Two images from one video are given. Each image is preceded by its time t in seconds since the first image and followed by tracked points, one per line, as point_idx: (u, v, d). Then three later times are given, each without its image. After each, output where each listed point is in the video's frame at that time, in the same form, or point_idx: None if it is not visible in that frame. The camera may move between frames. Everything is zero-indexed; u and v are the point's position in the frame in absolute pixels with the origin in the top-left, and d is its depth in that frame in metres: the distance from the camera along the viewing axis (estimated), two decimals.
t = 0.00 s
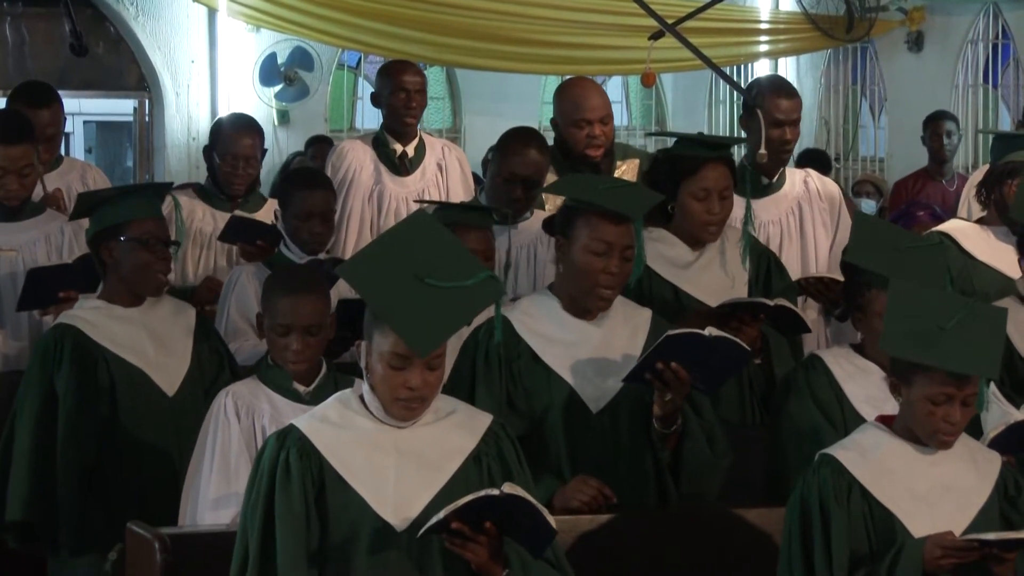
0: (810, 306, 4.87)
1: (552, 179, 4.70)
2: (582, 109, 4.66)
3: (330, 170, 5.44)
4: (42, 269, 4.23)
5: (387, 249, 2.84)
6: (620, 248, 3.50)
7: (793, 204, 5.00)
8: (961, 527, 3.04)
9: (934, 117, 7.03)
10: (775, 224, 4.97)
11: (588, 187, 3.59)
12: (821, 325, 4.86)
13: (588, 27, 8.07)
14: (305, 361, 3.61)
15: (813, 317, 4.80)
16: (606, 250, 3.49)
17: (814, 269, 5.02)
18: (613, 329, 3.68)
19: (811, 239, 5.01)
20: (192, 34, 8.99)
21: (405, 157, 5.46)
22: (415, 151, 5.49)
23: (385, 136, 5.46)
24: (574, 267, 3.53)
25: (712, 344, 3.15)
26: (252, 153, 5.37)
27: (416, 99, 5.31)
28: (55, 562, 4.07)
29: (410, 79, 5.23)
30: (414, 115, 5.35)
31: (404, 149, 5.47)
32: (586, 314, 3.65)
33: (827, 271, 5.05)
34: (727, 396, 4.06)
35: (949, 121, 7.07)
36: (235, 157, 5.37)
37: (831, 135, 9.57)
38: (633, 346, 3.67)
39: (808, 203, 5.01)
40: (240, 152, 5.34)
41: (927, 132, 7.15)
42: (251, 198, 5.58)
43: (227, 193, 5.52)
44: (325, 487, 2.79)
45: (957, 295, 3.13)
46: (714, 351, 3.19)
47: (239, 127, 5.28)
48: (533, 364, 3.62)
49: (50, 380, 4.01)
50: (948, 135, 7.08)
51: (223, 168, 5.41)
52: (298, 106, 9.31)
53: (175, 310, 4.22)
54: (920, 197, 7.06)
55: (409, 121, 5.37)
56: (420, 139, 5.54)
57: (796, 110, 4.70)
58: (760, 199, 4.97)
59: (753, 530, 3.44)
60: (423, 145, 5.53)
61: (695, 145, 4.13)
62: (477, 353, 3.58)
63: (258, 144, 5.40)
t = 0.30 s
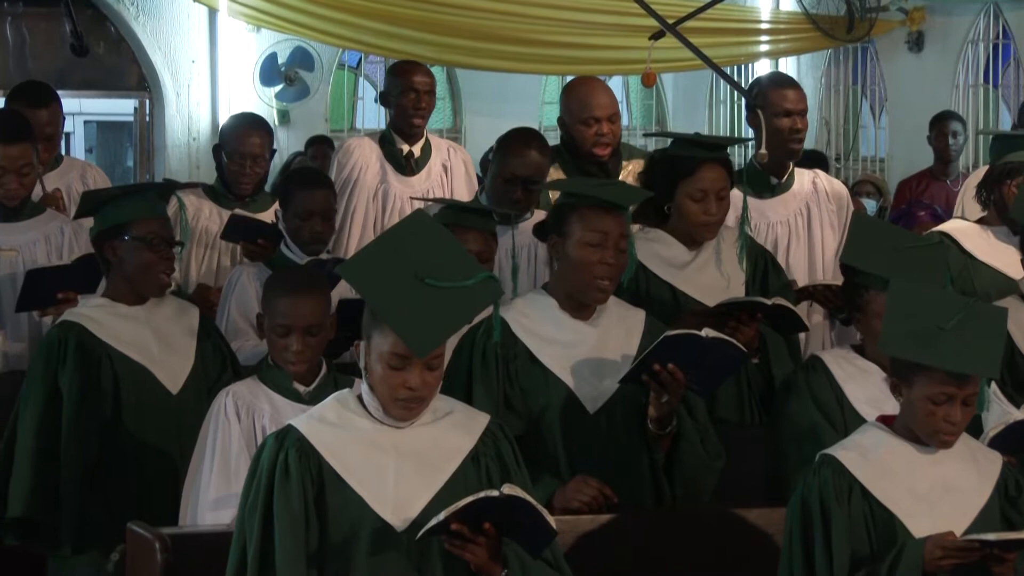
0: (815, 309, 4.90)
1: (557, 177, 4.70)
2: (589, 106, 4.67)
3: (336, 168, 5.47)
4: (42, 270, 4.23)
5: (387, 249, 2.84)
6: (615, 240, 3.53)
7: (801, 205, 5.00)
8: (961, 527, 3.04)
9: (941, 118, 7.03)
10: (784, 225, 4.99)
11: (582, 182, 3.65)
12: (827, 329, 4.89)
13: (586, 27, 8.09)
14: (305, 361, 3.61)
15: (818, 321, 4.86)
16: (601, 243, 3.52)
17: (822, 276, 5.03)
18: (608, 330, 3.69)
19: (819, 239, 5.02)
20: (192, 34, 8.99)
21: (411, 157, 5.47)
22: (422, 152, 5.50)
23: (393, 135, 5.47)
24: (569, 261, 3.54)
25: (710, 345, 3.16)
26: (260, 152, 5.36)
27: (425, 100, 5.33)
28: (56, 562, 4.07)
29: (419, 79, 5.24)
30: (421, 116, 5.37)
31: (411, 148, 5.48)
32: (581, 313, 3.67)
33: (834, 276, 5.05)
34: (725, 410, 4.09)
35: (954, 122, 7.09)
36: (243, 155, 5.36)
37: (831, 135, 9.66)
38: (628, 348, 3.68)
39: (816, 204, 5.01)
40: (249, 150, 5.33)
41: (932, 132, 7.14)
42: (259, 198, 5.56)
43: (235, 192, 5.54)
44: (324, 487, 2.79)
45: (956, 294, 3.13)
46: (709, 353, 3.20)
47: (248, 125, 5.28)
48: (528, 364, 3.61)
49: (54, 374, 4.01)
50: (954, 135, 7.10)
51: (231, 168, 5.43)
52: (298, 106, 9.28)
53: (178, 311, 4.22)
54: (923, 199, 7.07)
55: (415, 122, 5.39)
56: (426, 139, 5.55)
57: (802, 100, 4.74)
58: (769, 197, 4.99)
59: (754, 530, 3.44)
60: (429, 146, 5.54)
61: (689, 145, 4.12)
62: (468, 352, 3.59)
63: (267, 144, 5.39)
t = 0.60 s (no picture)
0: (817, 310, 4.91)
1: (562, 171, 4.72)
2: (600, 105, 4.72)
3: (342, 167, 5.50)
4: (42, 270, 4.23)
5: (382, 249, 2.83)
6: (599, 229, 3.57)
7: (804, 206, 5.00)
8: (961, 529, 3.04)
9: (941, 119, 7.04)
10: (786, 226, 4.97)
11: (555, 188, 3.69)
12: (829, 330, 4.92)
13: (581, 27, 8.10)
14: (306, 362, 3.61)
15: (821, 321, 4.88)
16: (586, 234, 3.56)
17: (824, 278, 5.02)
18: (602, 333, 3.66)
19: (821, 240, 5.01)
20: (192, 36, 8.99)
21: (416, 160, 5.47)
22: (426, 155, 5.50)
23: (399, 139, 5.46)
24: (557, 258, 3.56)
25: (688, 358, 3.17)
26: (266, 152, 5.40)
27: (431, 104, 5.31)
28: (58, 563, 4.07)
29: (425, 82, 5.22)
30: (427, 122, 5.35)
31: (416, 151, 5.48)
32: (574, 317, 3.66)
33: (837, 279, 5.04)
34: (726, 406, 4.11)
35: (955, 123, 7.11)
36: (249, 155, 5.38)
37: (831, 136, 9.57)
38: (618, 357, 3.64)
39: (818, 205, 5.02)
40: (255, 150, 5.37)
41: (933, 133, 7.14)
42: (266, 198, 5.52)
43: (240, 192, 5.52)
44: (323, 488, 2.78)
45: (955, 294, 3.13)
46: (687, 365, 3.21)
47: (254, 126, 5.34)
48: (524, 365, 3.58)
49: (60, 374, 4.02)
50: (955, 136, 7.11)
51: (237, 167, 5.42)
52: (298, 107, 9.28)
53: (184, 314, 4.21)
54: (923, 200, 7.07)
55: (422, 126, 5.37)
56: (432, 142, 5.55)
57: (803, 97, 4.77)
58: (773, 198, 4.98)
59: (753, 531, 3.45)
60: (434, 149, 5.54)
61: (685, 146, 4.13)
62: (467, 351, 3.58)
63: (272, 145, 5.43)
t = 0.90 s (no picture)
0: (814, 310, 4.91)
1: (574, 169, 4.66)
2: (618, 107, 4.70)
3: (346, 168, 5.47)
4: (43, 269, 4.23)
5: (380, 250, 2.82)
6: (583, 224, 3.57)
7: (797, 206, 5.00)
8: (961, 530, 3.03)
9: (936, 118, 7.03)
10: (780, 226, 4.97)
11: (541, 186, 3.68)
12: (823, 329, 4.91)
13: (584, 27, 8.08)
14: (305, 362, 3.61)
15: (816, 319, 4.87)
16: (570, 230, 3.56)
17: (820, 276, 5.00)
18: (597, 331, 3.64)
19: (815, 240, 5.01)
20: (192, 35, 8.99)
21: (422, 161, 5.50)
22: (432, 156, 5.53)
23: (404, 140, 5.48)
24: (545, 256, 3.56)
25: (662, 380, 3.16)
26: (269, 153, 5.43)
27: (436, 105, 5.32)
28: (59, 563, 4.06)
29: (432, 84, 5.22)
30: (434, 122, 5.37)
31: (421, 153, 5.51)
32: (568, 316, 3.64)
33: (832, 277, 5.02)
34: (723, 407, 4.12)
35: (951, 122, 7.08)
36: (251, 155, 5.40)
37: (831, 135, 9.43)
38: (610, 360, 3.61)
39: (812, 205, 5.01)
40: (256, 151, 5.40)
41: (929, 133, 7.14)
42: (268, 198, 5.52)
43: (241, 192, 5.53)
44: (322, 488, 2.78)
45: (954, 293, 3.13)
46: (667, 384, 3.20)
47: (255, 126, 5.38)
48: (519, 366, 3.57)
49: (71, 371, 4.03)
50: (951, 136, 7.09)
51: (240, 167, 5.43)
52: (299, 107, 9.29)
53: (197, 314, 4.22)
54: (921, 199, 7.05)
55: (429, 127, 5.39)
56: (437, 144, 5.57)
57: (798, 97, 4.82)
58: (767, 199, 4.98)
59: (753, 531, 3.45)
60: (440, 150, 5.57)
61: (676, 145, 4.11)
62: (464, 351, 3.59)
63: (274, 145, 5.47)
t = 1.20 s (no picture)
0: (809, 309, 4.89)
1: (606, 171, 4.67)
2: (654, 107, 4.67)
3: (352, 169, 5.50)
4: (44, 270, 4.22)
5: (380, 250, 2.81)
6: (571, 222, 3.58)
7: (789, 206, 5.00)
8: (962, 530, 3.03)
9: (933, 118, 7.12)
10: (772, 225, 4.98)
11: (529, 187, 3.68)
12: (818, 329, 4.89)
13: (586, 26, 8.08)
14: (307, 353, 3.59)
15: (811, 318, 4.84)
16: (558, 229, 3.56)
17: (814, 274, 5.01)
18: (592, 332, 3.62)
19: (808, 239, 5.01)
20: (192, 35, 8.98)
21: (426, 162, 5.47)
22: (438, 156, 5.50)
23: (410, 140, 5.47)
24: (534, 256, 3.56)
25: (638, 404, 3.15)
26: (260, 152, 5.41)
27: (440, 104, 5.31)
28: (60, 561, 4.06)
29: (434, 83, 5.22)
30: (438, 121, 5.35)
31: (426, 153, 5.48)
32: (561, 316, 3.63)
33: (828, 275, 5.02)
34: (721, 406, 4.13)
35: (947, 122, 7.13)
36: (243, 155, 5.40)
37: (831, 135, 9.41)
38: (604, 361, 3.60)
39: (804, 204, 5.01)
40: (248, 149, 5.38)
41: (925, 132, 7.17)
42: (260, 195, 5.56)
43: (235, 191, 5.54)
44: (324, 488, 2.78)
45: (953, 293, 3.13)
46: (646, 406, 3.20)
47: (250, 125, 5.35)
48: (514, 367, 3.57)
49: (84, 368, 4.03)
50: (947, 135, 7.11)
51: (232, 167, 5.45)
52: (299, 106, 9.29)
53: (211, 318, 4.20)
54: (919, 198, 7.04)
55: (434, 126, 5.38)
56: (444, 143, 5.55)
57: (787, 101, 4.78)
58: (758, 198, 4.99)
59: (753, 531, 3.44)
60: (446, 150, 5.54)
61: (676, 140, 4.15)
62: (459, 348, 3.60)
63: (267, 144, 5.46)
